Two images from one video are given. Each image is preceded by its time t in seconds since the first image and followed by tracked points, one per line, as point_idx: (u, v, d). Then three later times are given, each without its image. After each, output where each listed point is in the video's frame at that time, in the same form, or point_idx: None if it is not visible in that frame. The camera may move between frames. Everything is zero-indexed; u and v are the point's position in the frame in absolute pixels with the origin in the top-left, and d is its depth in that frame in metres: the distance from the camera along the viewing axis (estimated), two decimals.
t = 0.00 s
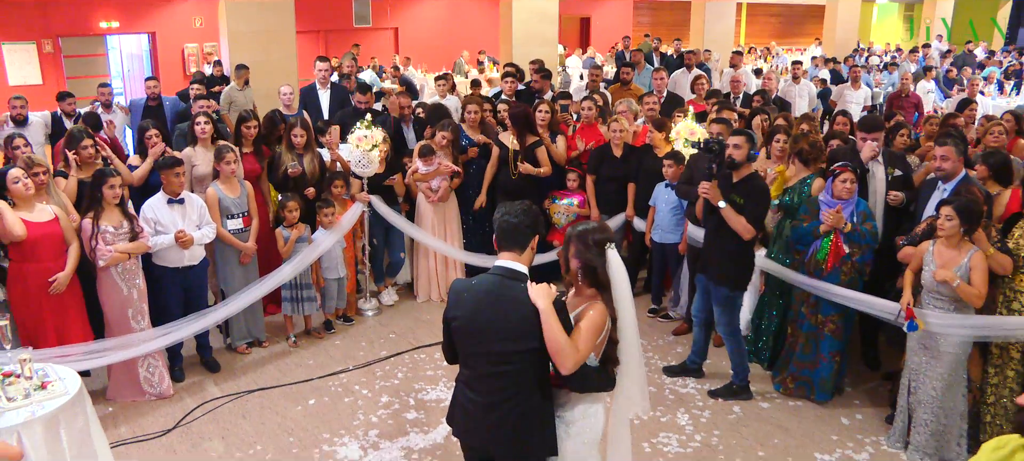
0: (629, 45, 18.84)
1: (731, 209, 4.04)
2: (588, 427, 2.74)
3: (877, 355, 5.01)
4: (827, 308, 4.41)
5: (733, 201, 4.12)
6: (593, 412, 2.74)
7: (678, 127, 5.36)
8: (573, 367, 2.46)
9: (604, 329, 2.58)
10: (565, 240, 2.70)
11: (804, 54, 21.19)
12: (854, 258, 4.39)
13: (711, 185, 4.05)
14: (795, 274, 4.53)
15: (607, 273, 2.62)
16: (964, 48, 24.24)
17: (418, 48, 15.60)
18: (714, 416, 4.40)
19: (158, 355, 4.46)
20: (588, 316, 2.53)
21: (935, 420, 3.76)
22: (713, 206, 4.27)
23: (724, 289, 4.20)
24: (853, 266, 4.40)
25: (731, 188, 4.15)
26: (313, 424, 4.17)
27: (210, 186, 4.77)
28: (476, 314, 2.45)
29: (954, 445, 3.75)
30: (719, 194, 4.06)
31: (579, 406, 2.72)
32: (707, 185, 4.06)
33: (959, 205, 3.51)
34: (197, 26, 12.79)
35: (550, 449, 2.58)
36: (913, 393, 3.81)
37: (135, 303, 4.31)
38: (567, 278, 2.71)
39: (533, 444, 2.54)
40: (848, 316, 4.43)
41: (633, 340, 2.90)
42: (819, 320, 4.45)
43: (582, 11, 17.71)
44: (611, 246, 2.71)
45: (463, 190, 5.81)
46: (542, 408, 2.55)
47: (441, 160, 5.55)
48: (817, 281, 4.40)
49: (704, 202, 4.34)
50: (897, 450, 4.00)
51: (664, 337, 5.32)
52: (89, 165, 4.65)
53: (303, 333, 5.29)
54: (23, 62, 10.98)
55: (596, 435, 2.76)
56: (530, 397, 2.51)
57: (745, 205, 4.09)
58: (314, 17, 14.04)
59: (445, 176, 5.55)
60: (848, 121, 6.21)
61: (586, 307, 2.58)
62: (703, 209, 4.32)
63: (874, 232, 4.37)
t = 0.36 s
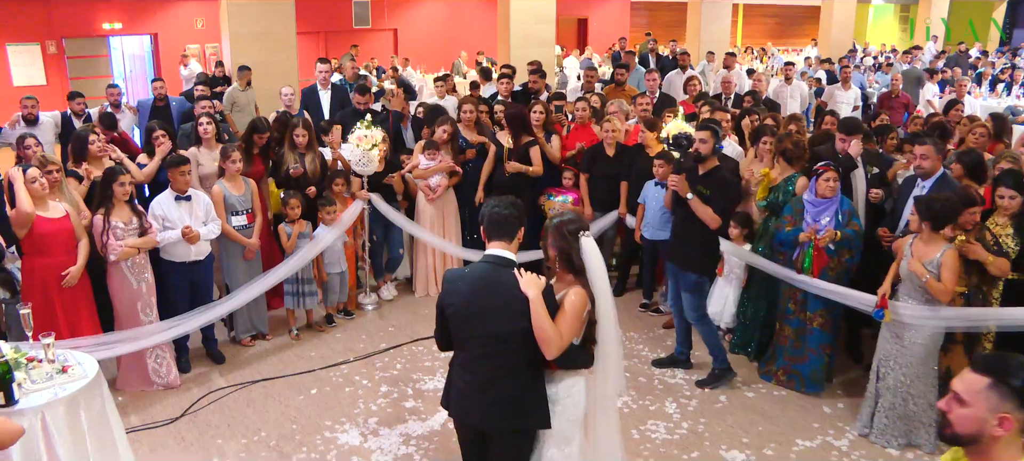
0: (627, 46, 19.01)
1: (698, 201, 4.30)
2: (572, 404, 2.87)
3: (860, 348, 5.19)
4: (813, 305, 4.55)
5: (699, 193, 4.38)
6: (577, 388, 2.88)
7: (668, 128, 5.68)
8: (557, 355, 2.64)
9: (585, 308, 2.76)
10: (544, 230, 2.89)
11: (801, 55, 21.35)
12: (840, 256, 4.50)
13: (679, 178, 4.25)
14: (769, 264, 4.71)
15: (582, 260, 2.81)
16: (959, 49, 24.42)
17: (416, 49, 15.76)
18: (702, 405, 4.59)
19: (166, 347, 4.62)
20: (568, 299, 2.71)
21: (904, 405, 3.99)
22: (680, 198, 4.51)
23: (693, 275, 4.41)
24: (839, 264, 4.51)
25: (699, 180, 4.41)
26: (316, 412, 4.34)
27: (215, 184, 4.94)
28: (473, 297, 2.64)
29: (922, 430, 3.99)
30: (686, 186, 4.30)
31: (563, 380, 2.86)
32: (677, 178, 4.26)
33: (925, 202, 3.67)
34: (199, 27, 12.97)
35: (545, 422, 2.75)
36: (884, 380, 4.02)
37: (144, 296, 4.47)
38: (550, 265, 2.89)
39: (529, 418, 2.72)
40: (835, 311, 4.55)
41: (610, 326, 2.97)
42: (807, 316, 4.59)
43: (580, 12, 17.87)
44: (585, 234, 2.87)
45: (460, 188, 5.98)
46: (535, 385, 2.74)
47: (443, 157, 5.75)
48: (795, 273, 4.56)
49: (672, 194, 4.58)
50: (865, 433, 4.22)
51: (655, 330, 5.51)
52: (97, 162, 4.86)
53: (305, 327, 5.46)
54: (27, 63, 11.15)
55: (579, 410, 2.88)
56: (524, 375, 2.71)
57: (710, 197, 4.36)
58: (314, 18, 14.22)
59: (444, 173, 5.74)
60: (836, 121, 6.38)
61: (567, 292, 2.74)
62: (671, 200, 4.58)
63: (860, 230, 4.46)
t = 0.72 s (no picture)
0: (620, 46, 19.19)
1: (668, 196, 4.63)
2: (549, 378, 3.15)
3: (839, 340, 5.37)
4: (795, 299, 4.71)
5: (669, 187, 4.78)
6: (554, 361, 3.15)
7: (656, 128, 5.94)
8: (527, 326, 2.88)
9: (555, 286, 3.01)
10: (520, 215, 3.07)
11: (793, 55, 21.55)
12: (821, 250, 4.62)
13: (650, 174, 4.58)
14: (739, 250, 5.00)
15: (551, 243, 3.03)
16: (950, 49, 24.65)
17: (411, 50, 15.91)
18: (686, 394, 4.76)
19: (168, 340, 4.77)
20: (539, 279, 2.95)
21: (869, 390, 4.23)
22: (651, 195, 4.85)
23: (655, 263, 4.73)
24: (820, 257, 4.63)
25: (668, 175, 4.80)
26: (313, 401, 4.51)
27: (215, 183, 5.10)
28: (459, 283, 2.84)
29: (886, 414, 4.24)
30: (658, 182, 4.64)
31: (541, 354, 3.11)
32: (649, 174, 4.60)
33: (897, 197, 3.93)
34: (196, 29, 13.11)
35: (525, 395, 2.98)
36: (853, 365, 4.27)
37: (146, 291, 4.63)
38: (523, 247, 3.12)
39: (511, 389, 2.95)
40: (817, 304, 4.71)
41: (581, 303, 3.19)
42: (790, 309, 4.76)
43: (573, 13, 18.04)
44: (555, 222, 3.05)
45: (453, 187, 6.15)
46: (514, 360, 2.96)
47: (439, 158, 5.86)
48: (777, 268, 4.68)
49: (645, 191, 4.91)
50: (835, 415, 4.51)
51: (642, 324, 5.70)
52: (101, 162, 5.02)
53: (303, 322, 5.62)
54: (26, 64, 11.27)
55: (556, 383, 3.17)
56: (504, 350, 2.94)
57: (679, 191, 4.78)
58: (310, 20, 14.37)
59: (440, 174, 5.86)
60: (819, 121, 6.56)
61: (538, 270, 3.00)
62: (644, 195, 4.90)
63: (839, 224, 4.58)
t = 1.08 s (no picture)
0: (612, 47, 19.37)
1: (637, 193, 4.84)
2: (525, 359, 3.31)
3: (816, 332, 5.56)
4: (774, 290, 4.88)
5: (638, 185, 4.91)
6: (530, 343, 3.32)
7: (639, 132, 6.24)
8: (497, 310, 3.05)
9: (528, 273, 3.19)
10: (499, 207, 3.28)
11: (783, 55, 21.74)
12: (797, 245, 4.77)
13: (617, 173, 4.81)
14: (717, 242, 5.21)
15: (524, 233, 3.20)
16: (939, 48, 24.90)
17: (404, 50, 16.05)
18: (669, 384, 4.93)
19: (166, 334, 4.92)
20: (513, 266, 3.12)
21: (838, 370, 4.53)
22: (620, 192, 5.05)
23: (625, 258, 4.91)
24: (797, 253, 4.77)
25: (636, 174, 4.95)
26: (308, 392, 4.66)
27: (212, 181, 5.25)
28: (445, 272, 3.02)
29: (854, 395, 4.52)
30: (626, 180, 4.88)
31: (517, 335, 3.29)
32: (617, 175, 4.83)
33: (847, 188, 4.32)
34: (192, 29, 13.23)
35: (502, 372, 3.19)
36: (819, 349, 4.60)
37: (145, 286, 4.77)
38: (500, 237, 3.30)
39: (489, 365, 3.16)
40: (798, 296, 4.87)
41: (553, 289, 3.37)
42: (769, 301, 4.93)
43: (565, 14, 18.20)
44: (529, 213, 3.22)
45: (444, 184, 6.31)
46: (492, 340, 3.17)
47: (429, 158, 5.98)
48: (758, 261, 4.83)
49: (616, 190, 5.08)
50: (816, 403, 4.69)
51: (628, 317, 5.90)
52: (102, 161, 5.16)
53: (298, 316, 5.77)
54: (22, 65, 11.38)
55: (533, 364, 3.35)
56: (482, 333, 3.14)
57: (648, 188, 4.90)
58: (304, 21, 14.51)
59: (430, 173, 6.00)
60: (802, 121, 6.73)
61: (512, 258, 3.18)
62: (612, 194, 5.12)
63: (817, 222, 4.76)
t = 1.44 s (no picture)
0: (604, 46, 19.53)
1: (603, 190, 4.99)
2: (511, 347, 3.47)
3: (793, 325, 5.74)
4: (752, 283, 5.03)
5: (604, 182, 5.08)
6: (515, 332, 3.49)
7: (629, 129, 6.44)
8: (484, 302, 3.20)
9: (513, 266, 3.35)
10: (483, 202, 3.42)
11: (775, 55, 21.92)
12: (775, 240, 4.91)
13: (584, 171, 4.93)
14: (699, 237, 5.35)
15: (508, 227, 3.35)
16: (929, 48, 25.14)
17: (398, 50, 16.17)
18: (652, 375, 5.09)
19: (163, 327, 5.04)
20: (500, 260, 3.28)
21: (810, 359, 4.73)
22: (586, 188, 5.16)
23: (593, 254, 5.10)
24: (774, 247, 4.92)
25: (603, 170, 5.10)
26: (301, 384, 4.80)
27: (207, 179, 5.39)
28: (432, 264, 3.17)
29: (822, 382, 4.74)
30: (593, 177, 5.00)
31: (502, 325, 3.46)
32: (585, 172, 4.95)
33: (817, 182, 4.51)
34: (187, 29, 13.35)
35: (489, 360, 3.34)
36: (792, 339, 4.78)
37: (143, 281, 4.90)
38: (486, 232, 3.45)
39: (475, 352, 3.30)
40: (776, 289, 5.03)
41: (536, 280, 3.49)
42: (748, 293, 5.10)
43: (558, 14, 18.34)
44: (512, 208, 3.36)
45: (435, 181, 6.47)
46: (478, 328, 3.31)
47: (417, 155, 6.12)
48: (739, 254, 4.97)
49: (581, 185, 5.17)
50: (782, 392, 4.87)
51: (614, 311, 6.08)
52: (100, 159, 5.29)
53: (292, 311, 5.90)
54: (18, 65, 11.47)
55: (518, 352, 3.50)
56: (470, 323, 3.29)
57: (614, 184, 5.07)
58: (298, 21, 14.63)
59: (420, 171, 6.14)
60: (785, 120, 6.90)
61: (499, 251, 3.33)
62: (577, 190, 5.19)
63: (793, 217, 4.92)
